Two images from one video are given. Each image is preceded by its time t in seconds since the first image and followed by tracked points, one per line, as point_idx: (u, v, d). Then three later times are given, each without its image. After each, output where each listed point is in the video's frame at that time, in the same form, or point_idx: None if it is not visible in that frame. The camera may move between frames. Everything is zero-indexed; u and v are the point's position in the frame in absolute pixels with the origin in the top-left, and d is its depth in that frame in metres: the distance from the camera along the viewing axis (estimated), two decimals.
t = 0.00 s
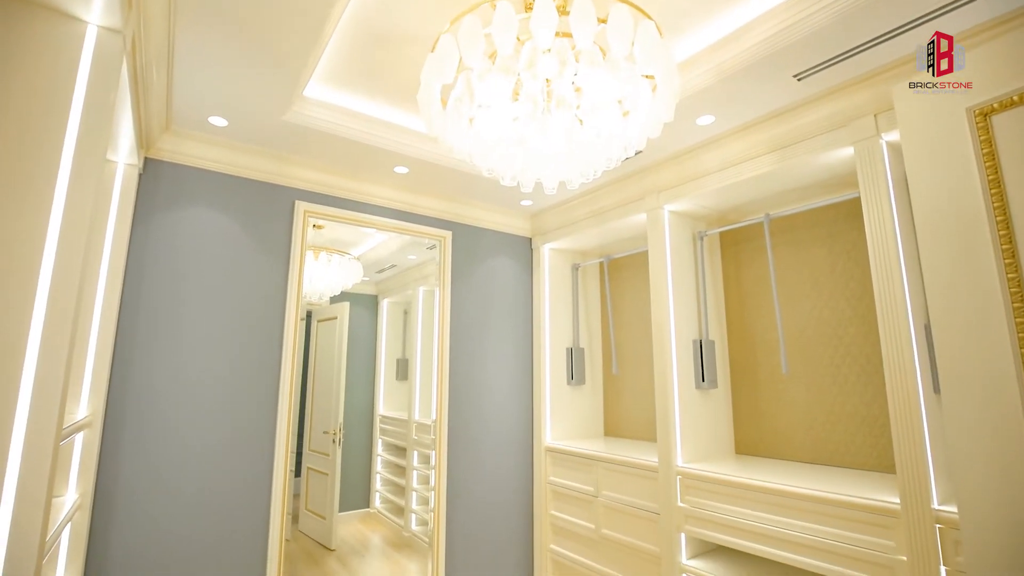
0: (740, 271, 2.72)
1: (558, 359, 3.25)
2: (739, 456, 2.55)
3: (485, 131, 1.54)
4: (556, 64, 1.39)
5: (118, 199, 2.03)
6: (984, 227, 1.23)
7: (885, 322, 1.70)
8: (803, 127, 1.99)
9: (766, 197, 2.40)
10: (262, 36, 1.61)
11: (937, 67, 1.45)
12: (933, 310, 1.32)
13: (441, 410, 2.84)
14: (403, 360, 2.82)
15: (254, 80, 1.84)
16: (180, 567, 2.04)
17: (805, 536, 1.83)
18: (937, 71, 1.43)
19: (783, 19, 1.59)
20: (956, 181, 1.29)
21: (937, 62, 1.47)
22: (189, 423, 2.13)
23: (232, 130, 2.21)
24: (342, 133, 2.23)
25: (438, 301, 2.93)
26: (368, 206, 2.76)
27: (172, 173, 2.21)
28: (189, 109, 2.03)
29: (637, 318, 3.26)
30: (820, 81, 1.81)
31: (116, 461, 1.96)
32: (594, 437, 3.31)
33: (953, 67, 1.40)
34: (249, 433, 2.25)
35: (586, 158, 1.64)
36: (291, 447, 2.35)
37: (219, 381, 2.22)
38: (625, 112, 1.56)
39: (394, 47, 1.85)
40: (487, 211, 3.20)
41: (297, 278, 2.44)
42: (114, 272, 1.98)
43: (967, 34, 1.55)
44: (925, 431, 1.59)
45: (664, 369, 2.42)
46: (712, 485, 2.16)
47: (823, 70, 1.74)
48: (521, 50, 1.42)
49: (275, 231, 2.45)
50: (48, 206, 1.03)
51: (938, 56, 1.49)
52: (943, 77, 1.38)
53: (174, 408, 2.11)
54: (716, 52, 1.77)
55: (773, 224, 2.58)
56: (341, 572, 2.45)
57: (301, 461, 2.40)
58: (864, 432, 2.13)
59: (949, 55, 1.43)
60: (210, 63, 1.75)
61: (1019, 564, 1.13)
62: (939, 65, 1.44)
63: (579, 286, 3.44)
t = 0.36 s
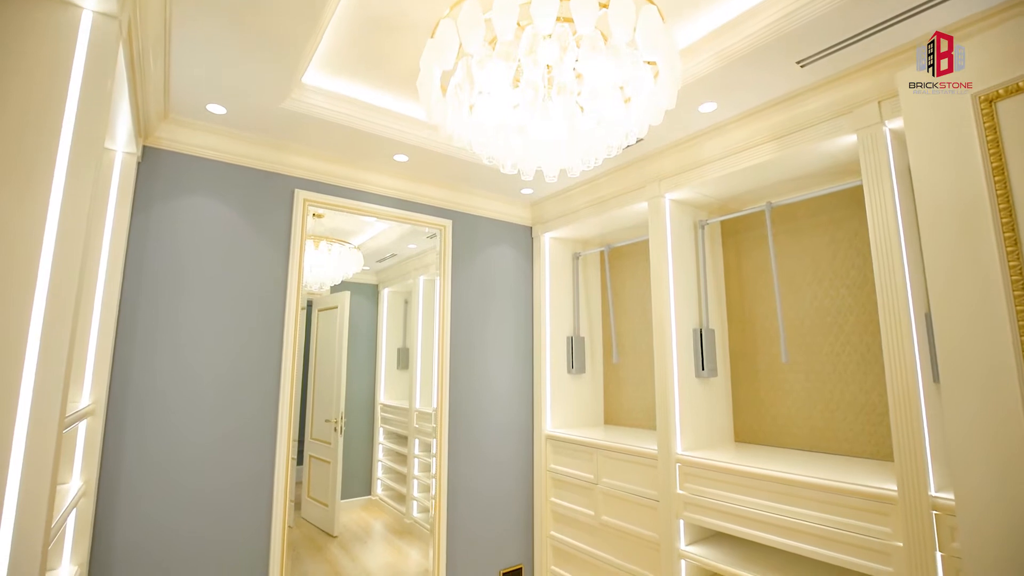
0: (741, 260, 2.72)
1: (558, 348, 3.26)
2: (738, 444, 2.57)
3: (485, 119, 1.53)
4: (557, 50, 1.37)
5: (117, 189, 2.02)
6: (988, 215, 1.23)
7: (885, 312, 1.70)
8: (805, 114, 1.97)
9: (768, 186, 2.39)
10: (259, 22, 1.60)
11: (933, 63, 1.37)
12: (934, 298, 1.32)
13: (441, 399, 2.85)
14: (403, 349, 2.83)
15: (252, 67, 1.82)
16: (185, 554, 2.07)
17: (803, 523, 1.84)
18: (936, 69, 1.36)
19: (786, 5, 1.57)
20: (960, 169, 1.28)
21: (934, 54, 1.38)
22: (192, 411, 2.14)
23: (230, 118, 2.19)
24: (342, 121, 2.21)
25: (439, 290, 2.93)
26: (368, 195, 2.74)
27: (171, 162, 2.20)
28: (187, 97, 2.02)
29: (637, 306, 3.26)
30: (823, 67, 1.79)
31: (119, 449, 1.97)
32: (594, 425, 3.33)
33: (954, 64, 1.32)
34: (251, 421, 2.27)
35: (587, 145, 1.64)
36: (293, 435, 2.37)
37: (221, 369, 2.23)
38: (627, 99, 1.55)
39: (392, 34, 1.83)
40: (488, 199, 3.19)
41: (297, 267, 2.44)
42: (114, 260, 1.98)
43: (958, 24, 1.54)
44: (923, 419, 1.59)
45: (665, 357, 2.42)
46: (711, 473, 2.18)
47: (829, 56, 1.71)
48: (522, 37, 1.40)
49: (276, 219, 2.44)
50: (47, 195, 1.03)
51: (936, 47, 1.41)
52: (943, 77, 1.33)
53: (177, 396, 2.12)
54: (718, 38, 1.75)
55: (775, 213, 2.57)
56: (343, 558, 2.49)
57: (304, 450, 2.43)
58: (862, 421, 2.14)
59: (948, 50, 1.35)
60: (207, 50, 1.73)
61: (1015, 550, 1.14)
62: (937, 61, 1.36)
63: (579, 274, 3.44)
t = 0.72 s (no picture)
0: (741, 249, 2.71)
1: (558, 338, 3.26)
2: (736, 432, 2.59)
3: (485, 106, 1.52)
4: (557, 36, 1.36)
5: (116, 177, 2.02)
6: (989, 202, 1.22)
7: (885, 302, 1.70)
8: (808, 101, 1.95)
9: (769, 174, 2.38)
10: (255, 8, 1.58)
11: (933, 63, 1.36)
12: (934, 286, 1.32)
13: (442, 388, 2.86)
14: (404, 338, 2.84)
15: (249, 53, 1.80)
16: (189, 540, 2.09)
17: (800, 510, 1.86)
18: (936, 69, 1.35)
19: None
20: (962, 158, 1.28)
21: (933, 53, 1.37)
22: (193, 399, 2.15)
23: (228, 106, 2.17)
24: (342, 108, 2.20)
25: (439, 279, 2.93)
26: (368, 184, 2.73)
27: (169, 150, 2.19)
28: (184, 84, 2.00)
29: (637, 296, 3.27)
30: (826, 54, 1.77)
31: (122, 437, 1.99)
32: (593, 414, 3.35)
33: (954, 63, 1.31)
34: (253, 409, 2.28)
35: (587, 133, 1.63)
36: (294, 423, 2.38)
37: (222, 358, 2.23)
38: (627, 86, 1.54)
39: (390, 20, 1.81)
40: (488, 188, 3.18)
41: (297, 256, 2.44)
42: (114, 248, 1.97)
43: (947, 17, 1.57)
44: (920, 406, 1.60)
45: (664, 345, 2.43)
46: (709, 460, 2.19)
47: (831, 42, 1.70)
48: (521, 22, 1.39)
49: (275, 208, 2.43)
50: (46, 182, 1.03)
51: (935, 46, 1.39)
52: (943, 77, 1.32)
53: (179, 385, 2.13)
54: (720, 24, 1.73)
55: (776, 202, 2.56)
56: (345, 544, 2.51)
57: (305, 438, 2.45)
58: (860, 410, 2.15)
59: (948, 49, 1.34)
60: (203, 37, 1.71)
61: (1010, 535, 1.15)
62: (936, 60, 1.35)
63: (579, 264, 3.43)
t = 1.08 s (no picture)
0: (742, 238, 2.70)
1: (558, 326, 3.27)
2: (735, 420, 2.60)
3: (484, 93, 1.51)
4: (557, 21, 1.34)
5: (113, 166, 2.00)
6: (991, 191, 1.21)
7: (885, 291, 1.70)
8: (811, 89, 1.94)
9: (771, 162, 2.37)
10: None
11: (932, 63, 1.33)
12: (935, 276, 1.31)
13: (442, 377, 2.87)
14: (404, 328, 2.84)
15: (245, 40, 1.78)
16: (193, 527, 2.11)
17: (797, 498, 1.88)
18: (936, 69, 1.33)
19: None
20: (965, 146, 1.27)
21: (933, 52, 1.32)
22: (194, 388, 2.16)
23: (225, 93, 2.16)
24: (340, 96, 2.18)
25: (439, 269, 2.92)
26: (367, 172, 2.72)
27: (166, 138, 2.17)
28: (181, 71, 1.98)
29: (637, 285, 3.26)
30: (829, 41, 1.75)
31: (124, 425, 2.00)
32: (593, 403, 3.36)
33: (954, 65, 1.29)
34: (254, 397, 2.30)
35: (587, 121, 1.62)
36: (295, 411, 2.40)
37: (222, 347, 2.24)
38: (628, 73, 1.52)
39: (388, 5, 1.79)
40: (487, 177, 3.16)
41: (296, 245, 2.43)
42: (113, 238, 1.97)
43: (941, 8, 1.58)
44: (919, 395, 1.61)
45: (664, 334, 2.43)
46: (707, 449, 2.21)
47: (833, 29, 1.68)
48: (521, 7, 1.37)
49: (274, 196, 2.42)
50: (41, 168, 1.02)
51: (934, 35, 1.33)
52: (943, 79, 1.31)
53: (180, 374, 2.14)
54: (722, 9, 1.71)
55: (777, 190, 2.54)
56: (347, 532, 2.54)
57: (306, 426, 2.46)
58: (858, 399, 2.16)
59: (948, 49, 1.29)
60: (199, 24, 1.70)
61: (1008, 523, 1.16)
62: (935, 61, 1.31)
63: (579, 253, 3.43)
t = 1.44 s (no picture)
0: (743, 227, 2.69)
1: (558, 315, 3.27)
2: (734, 409, 2.61)
3: (484, 80, 1.49)
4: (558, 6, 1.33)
5: (111, 154, 1.99)
6: (993, 179, 1.21)
7: (885, 279, 1.70)
8: (814, 75, 1.92)
9: (772, 150, 2.35)
10: None
11: (933, 63, 1.32)
12: (936, 265, 1.31)
13: (442, 365, 2.88)
14: (404, 317, 2.84)
15: (242, 27, 1.76)
16: (195, 514, 2.13)
17: (795, 485, 1.89)
18: (936, 69, 1.31)
19: None
20: (968, 134, 1.26)
21: (933, 52, 1.32)
22: (195, 377, 2.17)
23: (223, 81, 2.13)
24: (338, 83, 2.15)
25: (439, 258, 2.92)
26: (366, 161, 2.70)
27: (164, 126, 2.15)
28: (177, 57, 1.96)
29: (637, 274, 3.26)
30: (832, 27, 1.73)
31: (125, 413, 2.01)
32: (593, 391, 3.38)
33: (954, 65, 1.28)
34: (255, 386, 2.31)
35: (587, 108, 1.60)
36: (296, 400, 2.41)
37: (223, 335, 2.24)
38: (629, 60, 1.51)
39: None
40: (487, 166, 3.14)
41: (296, 235, 2.42)
42: (112, 226, 1.96)
43: None
44: (917, 383, 1.61)
45: (664, 323, 2.43)
46: (706, 437, 2.22)
47: (836, 15, 1.66)
48: None
49: (273, 185, 2.41)
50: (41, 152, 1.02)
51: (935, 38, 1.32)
52: (942, 78, 1.30)
53: (180, 363, 2.14)
54: None
55: (778, 179, 2.53)
56: (349, 519, 2.56)
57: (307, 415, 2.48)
58: (857, 387, 2.17)
59: (948, 49, 1.29)
60: (195, 10, 1.68)
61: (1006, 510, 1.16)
62: (935, 61, 1.31)
63: (580, 242, 3.42)
